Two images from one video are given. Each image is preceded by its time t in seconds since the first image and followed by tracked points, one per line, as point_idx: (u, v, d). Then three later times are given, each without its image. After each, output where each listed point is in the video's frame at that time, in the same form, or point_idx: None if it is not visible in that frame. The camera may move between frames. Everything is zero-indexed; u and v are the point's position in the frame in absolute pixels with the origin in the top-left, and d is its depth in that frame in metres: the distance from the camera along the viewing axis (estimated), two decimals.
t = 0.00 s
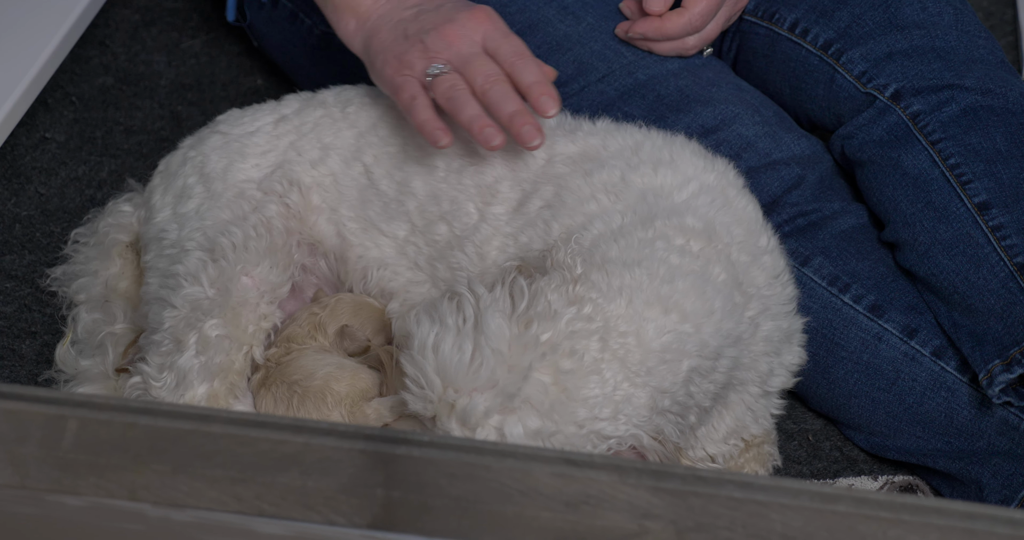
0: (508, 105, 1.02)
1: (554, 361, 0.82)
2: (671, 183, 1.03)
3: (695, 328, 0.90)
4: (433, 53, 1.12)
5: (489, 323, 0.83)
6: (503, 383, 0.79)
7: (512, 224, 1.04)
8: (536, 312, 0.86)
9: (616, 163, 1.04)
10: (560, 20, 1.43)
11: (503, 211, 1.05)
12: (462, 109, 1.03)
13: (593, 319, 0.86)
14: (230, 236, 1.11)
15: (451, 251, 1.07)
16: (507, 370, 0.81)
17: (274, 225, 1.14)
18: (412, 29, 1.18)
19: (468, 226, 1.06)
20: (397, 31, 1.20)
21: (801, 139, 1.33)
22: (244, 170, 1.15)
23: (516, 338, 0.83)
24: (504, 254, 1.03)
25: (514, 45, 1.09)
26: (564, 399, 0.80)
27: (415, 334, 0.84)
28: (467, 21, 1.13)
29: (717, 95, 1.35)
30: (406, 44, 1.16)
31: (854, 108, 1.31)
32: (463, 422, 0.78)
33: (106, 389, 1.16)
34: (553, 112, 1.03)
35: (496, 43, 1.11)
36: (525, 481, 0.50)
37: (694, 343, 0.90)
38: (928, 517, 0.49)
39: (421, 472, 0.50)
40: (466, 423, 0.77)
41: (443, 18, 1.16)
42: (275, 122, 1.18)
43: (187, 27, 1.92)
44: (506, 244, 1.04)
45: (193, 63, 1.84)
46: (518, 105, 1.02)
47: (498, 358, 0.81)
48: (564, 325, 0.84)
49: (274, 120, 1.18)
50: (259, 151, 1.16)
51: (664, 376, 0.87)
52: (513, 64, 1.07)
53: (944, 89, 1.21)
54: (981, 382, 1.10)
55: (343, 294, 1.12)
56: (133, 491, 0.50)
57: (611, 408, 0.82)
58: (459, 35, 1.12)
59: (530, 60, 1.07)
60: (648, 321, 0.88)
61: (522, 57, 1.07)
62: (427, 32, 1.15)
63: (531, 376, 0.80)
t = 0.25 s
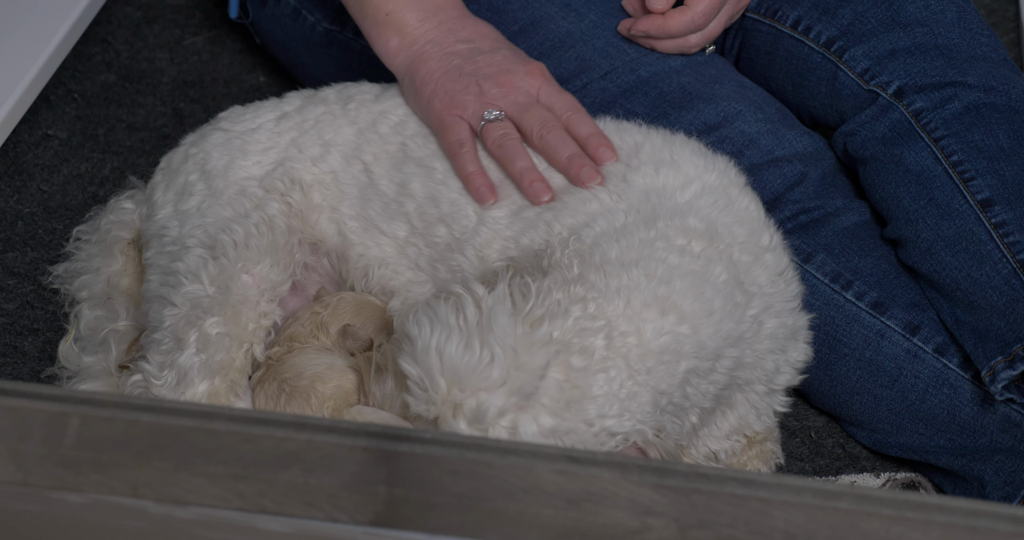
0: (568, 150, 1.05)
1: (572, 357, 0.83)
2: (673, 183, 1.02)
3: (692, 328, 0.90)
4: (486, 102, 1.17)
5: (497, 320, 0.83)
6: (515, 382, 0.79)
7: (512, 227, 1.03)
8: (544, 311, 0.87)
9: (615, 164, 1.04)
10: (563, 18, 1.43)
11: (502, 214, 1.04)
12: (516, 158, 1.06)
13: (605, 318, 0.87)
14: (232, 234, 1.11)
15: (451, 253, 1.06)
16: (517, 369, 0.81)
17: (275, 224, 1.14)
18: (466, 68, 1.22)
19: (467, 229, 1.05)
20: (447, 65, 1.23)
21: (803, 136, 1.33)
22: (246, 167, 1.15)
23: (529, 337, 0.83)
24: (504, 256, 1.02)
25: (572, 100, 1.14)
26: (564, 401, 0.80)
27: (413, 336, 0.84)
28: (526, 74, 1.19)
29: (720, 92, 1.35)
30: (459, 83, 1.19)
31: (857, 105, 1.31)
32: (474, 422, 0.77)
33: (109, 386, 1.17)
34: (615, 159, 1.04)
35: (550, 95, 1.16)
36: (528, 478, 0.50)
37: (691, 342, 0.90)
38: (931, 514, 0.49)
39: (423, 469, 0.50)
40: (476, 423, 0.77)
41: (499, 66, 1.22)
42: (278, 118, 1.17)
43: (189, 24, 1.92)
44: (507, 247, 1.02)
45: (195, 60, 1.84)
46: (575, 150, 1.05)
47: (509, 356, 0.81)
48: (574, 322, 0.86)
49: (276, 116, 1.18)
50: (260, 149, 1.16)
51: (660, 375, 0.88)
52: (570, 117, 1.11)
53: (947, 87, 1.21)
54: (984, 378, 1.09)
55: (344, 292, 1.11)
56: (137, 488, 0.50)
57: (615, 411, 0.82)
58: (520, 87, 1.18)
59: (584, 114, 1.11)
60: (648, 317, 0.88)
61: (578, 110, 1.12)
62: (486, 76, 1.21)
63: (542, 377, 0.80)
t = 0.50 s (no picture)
0: (471, 189, 1.04)
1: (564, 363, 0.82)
2: (669, 178, 1.03)
3: (695, 322, 0.90)
4: (416, 124, 1.15)
5: (493, 326, 0.84)
6: (512, 388, 0.80)
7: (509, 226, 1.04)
8: (540, 315, 0.86)
9: (612, 162, 1.04)
10: (564, 15, 1.42)
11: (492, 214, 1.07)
12: (422, 197, 1.07)
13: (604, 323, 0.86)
14: (233, 231, 1.10)
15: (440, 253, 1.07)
16: (513, 374, 0.81)
17: (276, 221, 1.13)
18: (403, 85, 1.20)
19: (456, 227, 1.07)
20: (385, 80, 1.21)
21: (805, 134, 1.33)
22: (247, 163, 1.15)
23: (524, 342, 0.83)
24: (500, 254, 1.03)
25: (496, 118, 1.09)
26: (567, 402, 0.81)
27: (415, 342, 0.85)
28: (459, 93, 1.15)
29: (721, 90, 1.35)
30: (391, 102, 1.18)
31: (858, 104, 1.30)
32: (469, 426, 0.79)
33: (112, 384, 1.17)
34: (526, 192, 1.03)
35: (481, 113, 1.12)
36: (530, 475, 0.50)
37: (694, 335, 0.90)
38: (932, 512, 0.49)
39: (425, 467, 0.50)
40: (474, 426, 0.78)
41: (435, 82, 1.18)
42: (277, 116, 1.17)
43: (190, 22, 1.91)
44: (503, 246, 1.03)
45: (197, 58, 1.84)
46: (482, 191, 1.04)
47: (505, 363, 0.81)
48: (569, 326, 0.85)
49: (276, 113, 1.17)
50: (262, 145, 1.16)
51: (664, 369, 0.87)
52: (492, 140, 1.07)
53: (949, 85, 1.21)
54: (985, 376, 1.10)
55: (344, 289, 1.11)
56: (138, 486, 0.49)
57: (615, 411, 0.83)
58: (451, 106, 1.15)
59: (508, 136, 1.07)
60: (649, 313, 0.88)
61: (501, 131, 1.07)
62: (419, 95, 1.18)
63: (536, 382, 0.81)
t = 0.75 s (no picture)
0: (413, 222, 1.10)
1: (580, 346, 0.84)
2: (671, 178, 1.03)
3: (708, 321, 0.90)
4: (365, 141, 1.18)
5: (512, 309, 0.86)
6: (528, 370, 0.82)
7: (506, 221, 1.05)
8: (560, 301, 0.89)
9: (615, 161, 1.04)
10: (565, 12, 1.41)
11: (492, 209, 1.07)
12: (379, 216, 1.13)
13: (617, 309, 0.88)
14: (233, 229, 1.10)
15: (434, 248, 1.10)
16: (530, 355, 0.83)
17: (276, 217, 1.14)
18: (354, 96, 1.21)
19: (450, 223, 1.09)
20: (337, 90, 1.22)
21: (806, 132, 1.33)
22: (244, 160, 1.14)
23: (542, 327, 0.85)
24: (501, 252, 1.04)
25: (436, 143, 1.11)
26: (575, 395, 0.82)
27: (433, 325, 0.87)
28: (405, 111, 1.17)
29: (722, 88, 1.35)
30: (340, 114, 1.19)
31: (859, 102, 1.30)
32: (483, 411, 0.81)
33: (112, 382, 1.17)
34: (456, 227, 1.06)
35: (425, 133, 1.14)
36: (531, 473, 0.50)
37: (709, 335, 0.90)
38: (933, 510, 0.49)
39: (426, 465, 0.50)
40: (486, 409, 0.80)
41: (384, 97, 1.20)
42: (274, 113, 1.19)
43: (191, 20, 1.91)
44: (504, 243, 1.04)
45: (197, 56, 1.84)
46: (421, 223, 1.11)
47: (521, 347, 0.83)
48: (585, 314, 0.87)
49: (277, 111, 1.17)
50: (259, 140, 1.16)
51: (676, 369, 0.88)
52: (430, 168, 1.09)
53: (950, 84, 1.21)
54: (986, 374, 1.10)
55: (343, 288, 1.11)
56: (139, 483, 0.50)
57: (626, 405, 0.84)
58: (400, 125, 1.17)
59: (445, 163, 1.08)
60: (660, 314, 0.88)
61: (439, 158, 1.09)
62: (367, 109, 1.20)
63: (548, 370, 0.82)
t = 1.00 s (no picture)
0: (387, 220, 1.11)
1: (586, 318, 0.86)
2: (673, 177, 1.04)
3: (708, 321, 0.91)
4: (335, 139, 1.16)
5: (528, 284, 0.89)
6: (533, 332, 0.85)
7: (510, 216, 1.05)
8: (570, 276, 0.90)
9: (616, 157, 1.05)
10: (565, 10, 1.41)
11: (494, 203, 1.06)
12: (352, 214, 1.14)
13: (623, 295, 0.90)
14: (233, 226, 1.10)
15: (437, 243, 1.10)
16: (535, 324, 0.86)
17: (275, 214, 1.15)
18: (326, 94, 1.20)
19: (454, 218, 1.08)
20: (308, 87, 1.21)
21: (806, 129, 1.33)
22: (242, 155, 1.14)
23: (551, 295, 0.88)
24: (503, 247, 1.05)
25: (402, 147, 1.11)
26: (571, 380, 0.83)
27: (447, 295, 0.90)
28: (373, 109, 1.15)
29: (723, 85, 1.35)
30: (310, 111, 1.18)
31: (859, 100, 1.30)
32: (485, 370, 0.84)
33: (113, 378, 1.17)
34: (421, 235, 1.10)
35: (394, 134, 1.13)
36: (531, 471, 0.50)
37: (711, 339, 0.90)
38: (934, 507, 0.49)
39: (426, 462, 0.50)
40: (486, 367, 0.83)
41: (353, 94, 1.18)
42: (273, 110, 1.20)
43: (191, 17, 1.91)
44: (505, 238, 1.05)
45: (198, 53, 1.84)
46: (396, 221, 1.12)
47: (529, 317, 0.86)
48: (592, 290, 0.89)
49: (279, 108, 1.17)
50: (257, 136, 1.17)
51: (675, 367, 0.88)
52: (397, 176, 1.11)
53: (951, 82, 1.20)
54: (986, 372, 1.10)
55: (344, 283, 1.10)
56: (139, 480, 0.50)
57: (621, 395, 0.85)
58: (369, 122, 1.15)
59: (412, 172, 1.10)
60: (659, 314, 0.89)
61: (406, 166, 1.10)
62: (336, 107, 1.18)
63: (551, 342, 0.84)
